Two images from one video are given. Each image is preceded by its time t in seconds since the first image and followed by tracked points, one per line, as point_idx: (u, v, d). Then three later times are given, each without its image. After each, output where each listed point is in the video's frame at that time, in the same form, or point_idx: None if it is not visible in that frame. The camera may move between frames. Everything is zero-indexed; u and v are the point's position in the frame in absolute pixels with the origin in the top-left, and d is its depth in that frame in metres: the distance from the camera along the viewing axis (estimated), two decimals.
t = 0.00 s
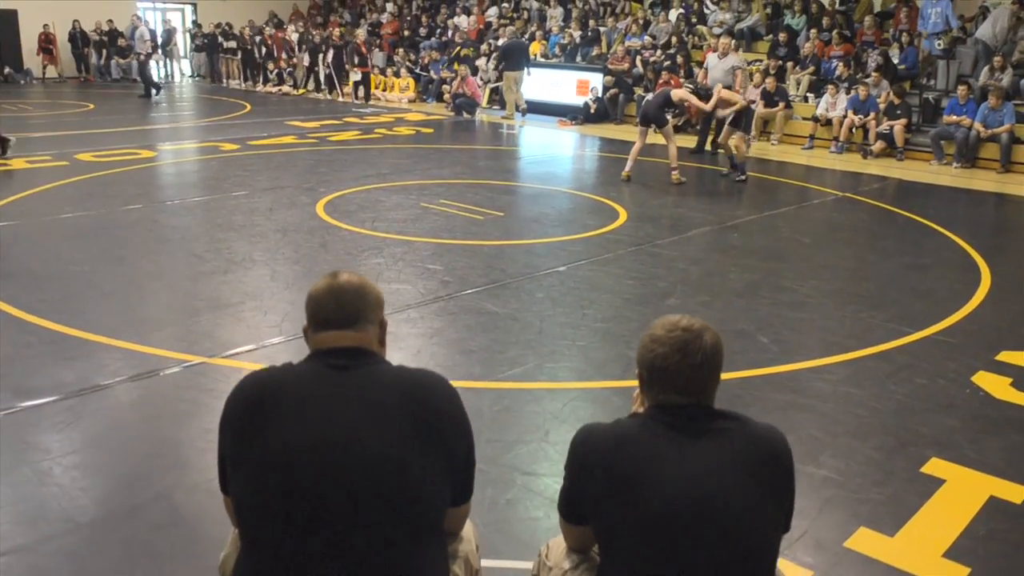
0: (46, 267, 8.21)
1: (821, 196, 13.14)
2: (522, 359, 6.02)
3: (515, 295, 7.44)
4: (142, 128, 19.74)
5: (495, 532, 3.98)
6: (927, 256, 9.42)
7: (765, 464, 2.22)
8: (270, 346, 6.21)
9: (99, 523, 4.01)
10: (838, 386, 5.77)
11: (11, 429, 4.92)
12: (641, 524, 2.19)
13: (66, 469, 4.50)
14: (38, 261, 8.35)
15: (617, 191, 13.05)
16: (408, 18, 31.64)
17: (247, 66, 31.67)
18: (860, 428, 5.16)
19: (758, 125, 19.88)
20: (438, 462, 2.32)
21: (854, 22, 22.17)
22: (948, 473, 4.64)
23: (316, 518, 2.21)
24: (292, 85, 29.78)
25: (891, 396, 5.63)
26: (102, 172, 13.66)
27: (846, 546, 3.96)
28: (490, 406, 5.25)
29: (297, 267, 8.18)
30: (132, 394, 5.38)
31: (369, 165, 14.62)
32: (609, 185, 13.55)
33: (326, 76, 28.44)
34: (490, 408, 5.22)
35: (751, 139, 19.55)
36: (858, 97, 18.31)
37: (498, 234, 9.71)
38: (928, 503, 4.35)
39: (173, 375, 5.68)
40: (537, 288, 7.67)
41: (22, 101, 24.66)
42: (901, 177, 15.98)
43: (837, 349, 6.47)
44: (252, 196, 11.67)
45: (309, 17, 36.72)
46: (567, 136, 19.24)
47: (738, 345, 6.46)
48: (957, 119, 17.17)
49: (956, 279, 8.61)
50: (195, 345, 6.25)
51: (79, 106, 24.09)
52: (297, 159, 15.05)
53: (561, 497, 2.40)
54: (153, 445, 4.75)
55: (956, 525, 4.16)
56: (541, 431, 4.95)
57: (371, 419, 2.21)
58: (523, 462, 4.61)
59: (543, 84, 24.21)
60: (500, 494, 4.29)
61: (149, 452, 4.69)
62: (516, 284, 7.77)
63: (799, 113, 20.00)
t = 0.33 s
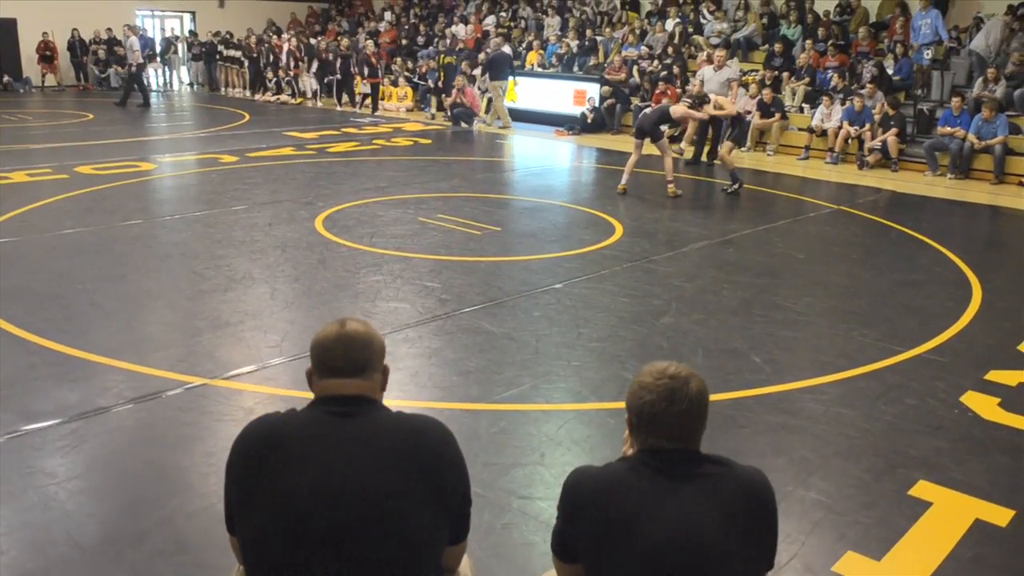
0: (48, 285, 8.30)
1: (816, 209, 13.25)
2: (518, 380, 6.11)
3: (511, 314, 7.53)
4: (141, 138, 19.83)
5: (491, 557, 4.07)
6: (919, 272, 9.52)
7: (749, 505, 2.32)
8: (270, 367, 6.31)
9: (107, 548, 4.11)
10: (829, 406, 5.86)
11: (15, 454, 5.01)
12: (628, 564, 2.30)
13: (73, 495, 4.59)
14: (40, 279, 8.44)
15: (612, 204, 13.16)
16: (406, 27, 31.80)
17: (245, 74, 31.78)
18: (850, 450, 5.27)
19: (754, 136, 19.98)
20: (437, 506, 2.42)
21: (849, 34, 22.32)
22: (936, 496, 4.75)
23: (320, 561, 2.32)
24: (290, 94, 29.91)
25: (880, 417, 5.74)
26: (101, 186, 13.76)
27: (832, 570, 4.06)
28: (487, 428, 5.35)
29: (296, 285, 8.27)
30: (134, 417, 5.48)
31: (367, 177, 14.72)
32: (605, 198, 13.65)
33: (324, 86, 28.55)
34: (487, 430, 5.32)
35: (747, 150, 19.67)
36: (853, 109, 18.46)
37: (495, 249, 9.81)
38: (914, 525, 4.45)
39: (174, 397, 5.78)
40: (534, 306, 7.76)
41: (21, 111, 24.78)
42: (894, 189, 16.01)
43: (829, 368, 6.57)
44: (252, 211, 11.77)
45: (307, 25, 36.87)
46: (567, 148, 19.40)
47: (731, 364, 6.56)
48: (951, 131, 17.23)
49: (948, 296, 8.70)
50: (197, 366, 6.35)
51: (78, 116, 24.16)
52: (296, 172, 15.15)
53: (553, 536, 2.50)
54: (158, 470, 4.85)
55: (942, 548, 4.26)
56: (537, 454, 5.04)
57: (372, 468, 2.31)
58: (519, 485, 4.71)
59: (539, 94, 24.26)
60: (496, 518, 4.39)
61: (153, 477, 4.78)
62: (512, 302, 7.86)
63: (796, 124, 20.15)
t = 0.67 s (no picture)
0: (51, 302, 8.40)
1: (812, 222, 13.34)
2: (516, 400, 6.20)
3: (509, 332, 7.62)
4: (142, 150, 19.93)
5: None
6: (913, 287, 9.62)
7: (734, 541, 2.41)
8: (273, 388, 6.39)
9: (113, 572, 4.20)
10: (821, 425, 5.97)
11: (20, 477, 5.09)
12: None
13: (79, 517, 4.68)
14: (43, 297, 8.53)
15: (609, 217, 13.26)
16: (405, 37, 31.96)
17: (246, 83, 31.88)
18: (842, 470, 5.36)
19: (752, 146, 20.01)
20: (436, 543, 2.50)
21: (846, 44, 22.42)
22: (925, 517, 4.84)
23: None
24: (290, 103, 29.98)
25: (872, 437, 5.83)
26: (102, 199, 13.85)
27: None
28: (484, 449, 5.44)
29: (296, 303, 8.36)
30: (137, 438, 5.57)
31: (366, 191, 14.82)
32: (603, 210, 13.74)
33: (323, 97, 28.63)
34: (484, 451, 5.41)
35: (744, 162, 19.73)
36: (848, 120, 18.47)
37: (493, 265, 9.91)
38: (903, 546, 4.54)
39: (176, 418, 5.87)
40: (531, 324, 7.85)
41: (22, 121, 24.89)
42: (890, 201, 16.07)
43: (823, 386, 6.67)
44: (252, 226, 11.86)
45: (307, 34, 37.02)
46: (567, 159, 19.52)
47: (726, 383, 6.66)
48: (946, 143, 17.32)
49: (942, 312, 8.79)
50: (199, 386, 6.43)
51: (78, 126, 24.26)
52: (296, 185, 15.25)
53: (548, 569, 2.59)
54: (162, 493, 4.93)
55: (930, 569, 4.35)
56: (534, 475, 5.14)
57: (372, 508, 2.40)
58: (517, 507, 4.80)
59: (538, 105, 24.17)
60: (493, 539, 4.48)
61: (158, 500, 4.87)
62: (510, 320, 7.95)
63: (792, 135, 20.34)
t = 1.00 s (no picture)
0: (57, 316, 8.48)
1: (811, 232, 13.44)
2: (517, 415, 6.29)
3: (509, 346, 7.71)
4: (145, 159, 20.00)
5: None
6: (910, 299, 9.71)
7: (727, 565, 2.50)
8: (277, 403, 6.47)
9: None
10: (818, 440, 6.05)
11: (29, 493, 5.17)
12: None
13: (87, 533, 4.77)
14: (50, 310, 8.62)
15: (609, 227, 13.35)
16: (406, 44, 32.08)
17: (247, 90, 31.96)
18: (837, 485, 5.45)
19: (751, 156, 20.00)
20: (441, 569, 2.58)
21: (845, 53, 22.51)
22: (919, 532, 4.93)
23: None
24: (292, 111, 30.05)
25: (867, 451, 5.92)
26: (106, 210, 13.95)
27: None
28: (486, 463, 5.54)
29: (300, 316, 8.45)
30: (144, 454, 5.65)
31: (369, 201, 14.92)
32: (604, 220, 13.81)
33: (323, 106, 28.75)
34: (487, 465, 5.52)
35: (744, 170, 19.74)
36: (847, 128, 18.54)
37: (494, 277, 10.00)
38: (897, 561, 4.63)
39: (182, 434, 5.95)
40: (533, 337, 7.94)
41: (24, 129, 24.99)
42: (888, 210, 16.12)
43: (820, 401, 6.76)
44: (256, 237, 11.96)
45: (308, 41, 37.13)
46: (569, 168, 19.62)
47: (725, 397, 6.75)
48: (944, 152, 17.40)
49: (937, 324, 8.89)
50: (204, 400, 6.52)
51: (81, 135, 24.36)
52: (298, 195, 15.31)
53: None
54: (168, 509, 5.01)
55: None
56: (535, 491, 5.23)
57: (379, 535, 2.49)
58: (518, 523, 4.88)
59: (539, 113, 24.27)
60: (494, 554, 4.58)
61: (164, 516, 4.95)
62: (511, 334, 8.05)
63: (793, 143, 20.43)
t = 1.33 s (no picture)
0: (64, 328, 8.56)
1: (813, 242, 13.50)
2: (519, 428, 6.37)
3: (512, 358, 7.79)
4: (149, 167, 20.12)
5: None
6: (909, 310, 9.78)
7: None
8: (282, 416, 6.55)
9: None
10: (818, 453, 6.12)
11: (39, 506, 5.25)
12: None
13: (97, 547, 4.85)
14: (57, 322, 8.71)
15: (611, 236, 13.42)
16: (409, 51, 32.16)
17: (251, 97, 32.04)
18: (836, 498, 5.52)
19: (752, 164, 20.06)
20: None
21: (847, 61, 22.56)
22: (916, 546, 5.00)
23: None
24: (296, 118, 30.09)
25: (865, 464, 5.99)
26: (111, 219, 14.05)
27: None
28: (489, 477, 5.62)
29: (304, 328, 8.54)
30: (151, 467, 5.73)
31: (373, 210, 15.00)
32: (606, 229, 13.90)
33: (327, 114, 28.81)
34: (489, 479, 5.59)
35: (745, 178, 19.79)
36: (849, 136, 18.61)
37: (497, 288, 10.08)
38: None
39: (188, 448, 6.02)
40: (535, 349, 8.01)
41: (28, 136, 25.11)
42: (889, 218, 16.17)
43: (819, 414, 6.83)
44: (260, 247, 12.05)
45: (311, 48, 37.24)
46: (572, 176, 19.72)
47: (725, 410, 6.82)
48: (945, 160, 17.46)
49: (936, 336, 8.95)
50: (210, 414, 6.60)
51: (86, 142, 24.48)
52: (302, 204, 15.41)
53: None
54: (176, 523, 5.09)
55: None
56: (537, 504, 5.30)
57: (387, 557, 2.56)
58: (521, 537, 4.96)
59: (540, 120, 24.38)
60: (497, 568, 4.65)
61: (173, 530, 5.03)
62: (513, 345, 8.12)
63: (793, 152, 20.54)
